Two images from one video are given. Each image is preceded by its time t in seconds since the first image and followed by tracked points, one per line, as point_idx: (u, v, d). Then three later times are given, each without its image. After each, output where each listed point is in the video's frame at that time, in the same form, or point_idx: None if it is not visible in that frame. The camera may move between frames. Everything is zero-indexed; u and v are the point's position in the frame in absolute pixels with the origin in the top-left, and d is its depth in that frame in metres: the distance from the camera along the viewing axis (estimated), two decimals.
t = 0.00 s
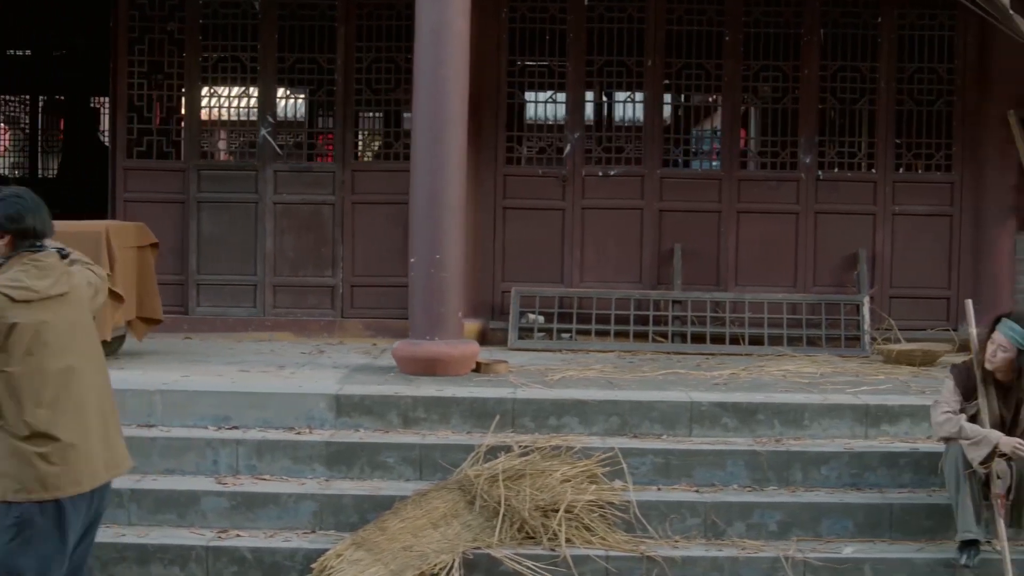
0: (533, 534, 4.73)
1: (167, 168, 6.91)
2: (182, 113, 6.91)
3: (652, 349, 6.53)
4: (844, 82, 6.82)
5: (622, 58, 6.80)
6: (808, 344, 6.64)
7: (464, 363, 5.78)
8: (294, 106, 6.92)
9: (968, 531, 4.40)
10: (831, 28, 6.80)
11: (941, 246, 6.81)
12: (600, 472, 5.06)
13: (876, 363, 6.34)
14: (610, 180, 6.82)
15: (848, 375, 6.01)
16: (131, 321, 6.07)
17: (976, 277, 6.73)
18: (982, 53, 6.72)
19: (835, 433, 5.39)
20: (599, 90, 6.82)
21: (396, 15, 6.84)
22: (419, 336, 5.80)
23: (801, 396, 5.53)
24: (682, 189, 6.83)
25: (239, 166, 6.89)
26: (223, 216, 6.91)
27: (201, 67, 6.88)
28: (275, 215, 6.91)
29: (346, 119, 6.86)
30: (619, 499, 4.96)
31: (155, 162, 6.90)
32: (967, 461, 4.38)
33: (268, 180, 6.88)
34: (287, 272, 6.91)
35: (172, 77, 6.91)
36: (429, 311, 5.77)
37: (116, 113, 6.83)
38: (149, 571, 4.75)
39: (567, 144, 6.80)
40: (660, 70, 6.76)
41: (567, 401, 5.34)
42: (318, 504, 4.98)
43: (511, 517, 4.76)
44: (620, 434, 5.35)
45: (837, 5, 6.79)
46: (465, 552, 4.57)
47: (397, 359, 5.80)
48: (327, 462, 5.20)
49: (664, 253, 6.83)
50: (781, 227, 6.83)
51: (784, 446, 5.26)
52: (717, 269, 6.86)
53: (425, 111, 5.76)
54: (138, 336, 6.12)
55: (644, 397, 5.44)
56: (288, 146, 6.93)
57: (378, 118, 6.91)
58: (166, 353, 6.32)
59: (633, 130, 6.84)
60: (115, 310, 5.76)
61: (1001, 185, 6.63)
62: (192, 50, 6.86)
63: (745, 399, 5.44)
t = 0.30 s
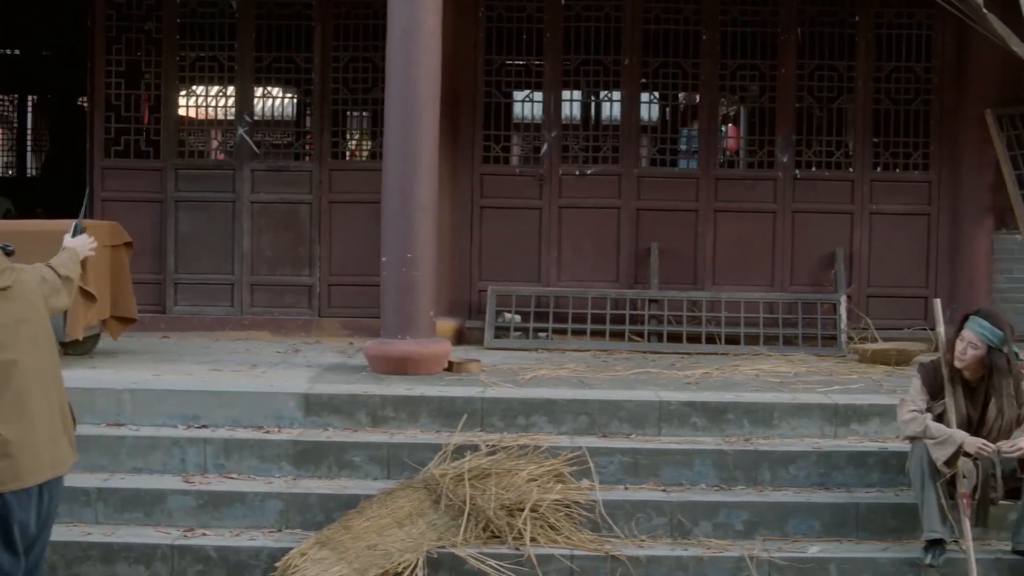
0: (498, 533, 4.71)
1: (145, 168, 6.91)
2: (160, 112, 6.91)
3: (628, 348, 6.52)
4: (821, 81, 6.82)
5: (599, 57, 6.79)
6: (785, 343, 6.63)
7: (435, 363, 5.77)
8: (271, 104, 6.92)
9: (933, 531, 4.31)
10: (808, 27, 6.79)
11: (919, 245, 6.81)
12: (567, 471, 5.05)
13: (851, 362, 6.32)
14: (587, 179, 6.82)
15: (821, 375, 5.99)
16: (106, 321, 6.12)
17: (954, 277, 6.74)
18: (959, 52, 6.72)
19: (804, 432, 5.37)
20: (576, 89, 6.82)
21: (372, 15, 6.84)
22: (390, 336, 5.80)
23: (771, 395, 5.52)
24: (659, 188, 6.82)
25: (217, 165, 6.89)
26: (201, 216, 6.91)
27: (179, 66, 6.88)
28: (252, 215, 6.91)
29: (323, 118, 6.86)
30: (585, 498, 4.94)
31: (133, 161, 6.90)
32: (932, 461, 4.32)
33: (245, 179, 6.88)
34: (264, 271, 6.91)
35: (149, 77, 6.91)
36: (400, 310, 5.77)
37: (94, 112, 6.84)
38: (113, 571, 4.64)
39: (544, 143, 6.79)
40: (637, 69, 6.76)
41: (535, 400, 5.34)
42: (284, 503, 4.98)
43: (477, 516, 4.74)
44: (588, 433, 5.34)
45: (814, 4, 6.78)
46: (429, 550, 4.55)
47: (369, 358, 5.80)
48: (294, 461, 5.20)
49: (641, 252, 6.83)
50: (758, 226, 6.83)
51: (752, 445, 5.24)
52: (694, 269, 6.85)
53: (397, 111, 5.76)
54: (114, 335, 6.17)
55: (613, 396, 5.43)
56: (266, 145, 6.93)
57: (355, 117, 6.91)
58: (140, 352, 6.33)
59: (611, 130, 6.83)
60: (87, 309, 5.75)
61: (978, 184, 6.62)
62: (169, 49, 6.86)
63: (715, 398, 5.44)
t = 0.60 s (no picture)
0: (459, 531, 4.52)
1: (120, 167, 6.92)
2: (135, 111, 6.91)
3: (601, 347, 6.51)
4: (795, 79, 6.80)
5: (572, 56, 6.78)
6: (758, 342, 6.62)
7: (404, 361, 5.78)
8: (245, 103, 6.92)
9: (894, 530, 4.10)
10: (782, 25, 6.77)
11: (894, 243, 6.79)
12: (530, 470, 4.94)
13: (824, 361, 6.31)
14: (561, 178, 6.81)
15: (792, 373, 5.97)
16: (76, 319, 6.11)
17: (929, 277, 6.72)
18: (933, 51, 6.70)
19: (770, 430, 5.34)
20: (549, 88, 6.81)
21: (346, 13, 6.84)
22: (358, 334, 5.79)
23: (737, 394, 5.50)
24: (633, 187, 6.81)
25: (190, 164, 6.90)
26: (175, 215, 6.92)
27: (153, 65, 6.88)
28: (226, 214, 6.91)
29: (297, 116, 6.86)
30: (546, 497, 4.78)
31: (108, 160, 6.91)
32: (892, 458, 4.12)
33: (220, 178, 6.89)
34: (239, 270, 6.92)
35: (124, 76, 6.92)
36: (369, 309, 5.77)
37: (68, 111, 6.84)
38: (74, 570, 4.45)
39: (517, 142, 6.78)
40: (611, 67, 6.75)
41: (500, 399, 5.34)
42: (246, 501, 4.79)
43: (437, 515, 4.55)
44: (553, 431, 5.32)
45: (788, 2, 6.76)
46: (388, 549, 4.35)
47: (337, 356, 5.79)
48: (257, 460, 5.16)
49: (615, 251, 6.82)
50: (732, 225, 6.82)
51: (717, 443, 5.20)
52: (668, 267, 6.84)
53: (364, 110, 5.76)
54: (85, 334, 6.15)
55: (578, 394, 5.40)
56: (240, 144, 6.93)
57: (329, 116, 6.91)
58: (112, 351, 6.32)
59: (584, 128, 6.82)
60: (55, 308, 5.73)
61: (952, 183, 6.62)
62: (143, 48, 6.86)
63: (680, 396, 5.41)
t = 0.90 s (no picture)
0: (427, 530, 4.38)
1: (99, 165, 6.92)
2: (114, 110, 6.91)
3: (578, 344, 6.51)
4: (774, 76, 6.78)
5: (551, 53, 6.77)
6: (736, 339, 6.61)
7: (380, 359, 5.78)
8: (225, 101, 6.91)
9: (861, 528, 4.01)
10: (761, 22, 6.76)
11: (873, 240, 6.78)
12: (499, 467, 4.81)
13: (802, 358, 6.29)
14: (540, 175, 6.81)
15: (767, 371, 5.96)
16: (53, 318, 6.12)
17: (908, 276, 6.70)
18: (913, 48, 6.67)
19: (742, 428, 5.30)
20: (528, 85, 6.80)
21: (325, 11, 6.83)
22: (332, 332, 5.79)
23: (710, 391, 5.46)
24: (612, 184, 6.80)
25: (169, 162, 6.90)
26: (155, 213, 6.92)
27: (132, 64, 6.89)
28: (205, 212, 6.92)
29: (276, 114, 6.86)
30: (514, 494, 4.65)
31: (88, 159, 6.91)
32: (860, 456, 4.01)
33: (199, 176, 6.90)
34: (218, 268, 6.92)
35: (103, 75, 6.92)
36: (342, 308, 5.77)
37: (48, 110, 6.84)
38: (42, 569, 4.38)
39: (496, 140, 6.77)
40: (589, 65, 6.74)
41: (471, 397, 5.31)
42: (215, 499, 4.69)
43: (405, 512, 4.40)
44: (524, 429, 5.29)
45: None
46: (357, 547, 4.21)
47: (312, 354, 5.78)
48: (228, 458, 5.01)
49: (594, 248, 6.82)
50: (711, 222, 6.81)
51: (688, 440, 5.16)
52: (647, 264, 6.83)
53: (338, 107, 5.75)
54: (61, 332, 6.17)
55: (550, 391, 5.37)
56: (219, 142, 6.94)
57: (308, 114, 6.91)
58: (88, 349, 6.32)
59: (563, 126, 6.81)
60: (30, 306, 5.74)
61: (932, 180, 6.61)
62: (122, 47, 6.87)
63: (652, 394, 5.37)
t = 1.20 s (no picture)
0: (392, 529, 4.30)
1: (77, 165, 6.93)
2: (91, 110, 6.91)
3: (554, 344, 6.51)
4: (751, 74, 6.77)
5: (528, 53, 6.76)
6: (712, 338, 6.59)
7: (353, 358, 5.80)
8: (202, 102, 6.92)
9: (825, 527, 3.94)
10: (738, 20, 6.75)
11: (851, 238, 6.76)
12: (466, 467, 4.75)
13: (778, 357, 6.27)
14: (517, 174, 6.80)
15: (741, 369, 5.96)
16: (28, 319, 6.13)
17: (887, 275, 6.70)
18: (890, 46, 6.66)
19: (712, 426, 5.26)
20: (505, 84, 6.79)
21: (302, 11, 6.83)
22: (305, 331, 5.78)
23: (680, 390, 5.43)
24: (590, 184, 6.79)
25: (147, 162, 6.91)
26: (134, 214, 6.93)
27: (110, 65, 6.89)
28: (183, 212, 6.92)
29: (253, 114, 6.85)
30: (480, 493, 4.59)
31: (66, 160, 6.92)
32: (826, 455, 3.95)
33: (177, 176, 6.90)
34: (196, 268, 6.93)
35: (80, 75, 6.93)
36: (315, 307, 5.76)
37: (25, 110, 6.85)
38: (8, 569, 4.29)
39: (473, 139, 6.77)
40: (566, 63, 6.73)
41: (441, 396, 5.27)
42: (182, 499, 4.62)
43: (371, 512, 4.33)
44: (494, 428, 5.27)
45: None
46: (321, 546, 4.14)
47: (284, 354, 5.77)
48: (197, 457, 4.97)
49: (571, 247, 6.82)
50: (689, 221, 6.80)
51: (656, 439, 5.09)
52: (625, 263, 6.83)
53: (310, 105, 5.75)
54: (36, 333, 6.17)
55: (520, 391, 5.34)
56: (196, 143, 6.96)
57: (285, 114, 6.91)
58: (64, 350, 6.31)
59: (540, 125, 6.80)
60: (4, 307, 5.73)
61: (909, 179, 6.59)
62: (100, 47, 6.87)
63: (622, 393, 5.34)
